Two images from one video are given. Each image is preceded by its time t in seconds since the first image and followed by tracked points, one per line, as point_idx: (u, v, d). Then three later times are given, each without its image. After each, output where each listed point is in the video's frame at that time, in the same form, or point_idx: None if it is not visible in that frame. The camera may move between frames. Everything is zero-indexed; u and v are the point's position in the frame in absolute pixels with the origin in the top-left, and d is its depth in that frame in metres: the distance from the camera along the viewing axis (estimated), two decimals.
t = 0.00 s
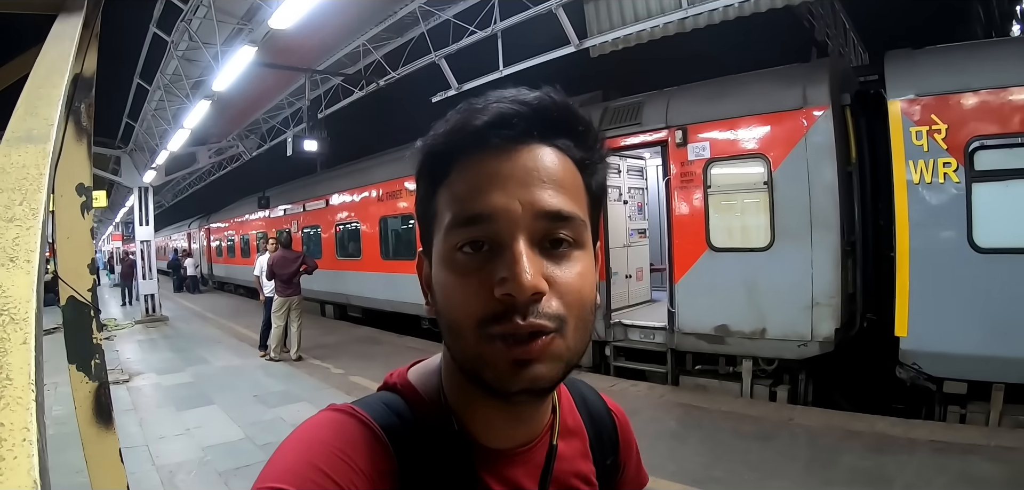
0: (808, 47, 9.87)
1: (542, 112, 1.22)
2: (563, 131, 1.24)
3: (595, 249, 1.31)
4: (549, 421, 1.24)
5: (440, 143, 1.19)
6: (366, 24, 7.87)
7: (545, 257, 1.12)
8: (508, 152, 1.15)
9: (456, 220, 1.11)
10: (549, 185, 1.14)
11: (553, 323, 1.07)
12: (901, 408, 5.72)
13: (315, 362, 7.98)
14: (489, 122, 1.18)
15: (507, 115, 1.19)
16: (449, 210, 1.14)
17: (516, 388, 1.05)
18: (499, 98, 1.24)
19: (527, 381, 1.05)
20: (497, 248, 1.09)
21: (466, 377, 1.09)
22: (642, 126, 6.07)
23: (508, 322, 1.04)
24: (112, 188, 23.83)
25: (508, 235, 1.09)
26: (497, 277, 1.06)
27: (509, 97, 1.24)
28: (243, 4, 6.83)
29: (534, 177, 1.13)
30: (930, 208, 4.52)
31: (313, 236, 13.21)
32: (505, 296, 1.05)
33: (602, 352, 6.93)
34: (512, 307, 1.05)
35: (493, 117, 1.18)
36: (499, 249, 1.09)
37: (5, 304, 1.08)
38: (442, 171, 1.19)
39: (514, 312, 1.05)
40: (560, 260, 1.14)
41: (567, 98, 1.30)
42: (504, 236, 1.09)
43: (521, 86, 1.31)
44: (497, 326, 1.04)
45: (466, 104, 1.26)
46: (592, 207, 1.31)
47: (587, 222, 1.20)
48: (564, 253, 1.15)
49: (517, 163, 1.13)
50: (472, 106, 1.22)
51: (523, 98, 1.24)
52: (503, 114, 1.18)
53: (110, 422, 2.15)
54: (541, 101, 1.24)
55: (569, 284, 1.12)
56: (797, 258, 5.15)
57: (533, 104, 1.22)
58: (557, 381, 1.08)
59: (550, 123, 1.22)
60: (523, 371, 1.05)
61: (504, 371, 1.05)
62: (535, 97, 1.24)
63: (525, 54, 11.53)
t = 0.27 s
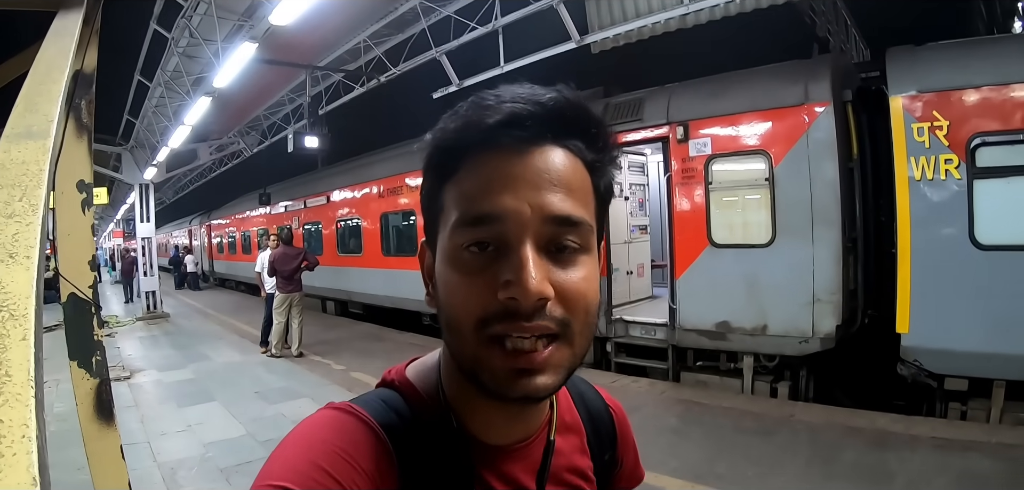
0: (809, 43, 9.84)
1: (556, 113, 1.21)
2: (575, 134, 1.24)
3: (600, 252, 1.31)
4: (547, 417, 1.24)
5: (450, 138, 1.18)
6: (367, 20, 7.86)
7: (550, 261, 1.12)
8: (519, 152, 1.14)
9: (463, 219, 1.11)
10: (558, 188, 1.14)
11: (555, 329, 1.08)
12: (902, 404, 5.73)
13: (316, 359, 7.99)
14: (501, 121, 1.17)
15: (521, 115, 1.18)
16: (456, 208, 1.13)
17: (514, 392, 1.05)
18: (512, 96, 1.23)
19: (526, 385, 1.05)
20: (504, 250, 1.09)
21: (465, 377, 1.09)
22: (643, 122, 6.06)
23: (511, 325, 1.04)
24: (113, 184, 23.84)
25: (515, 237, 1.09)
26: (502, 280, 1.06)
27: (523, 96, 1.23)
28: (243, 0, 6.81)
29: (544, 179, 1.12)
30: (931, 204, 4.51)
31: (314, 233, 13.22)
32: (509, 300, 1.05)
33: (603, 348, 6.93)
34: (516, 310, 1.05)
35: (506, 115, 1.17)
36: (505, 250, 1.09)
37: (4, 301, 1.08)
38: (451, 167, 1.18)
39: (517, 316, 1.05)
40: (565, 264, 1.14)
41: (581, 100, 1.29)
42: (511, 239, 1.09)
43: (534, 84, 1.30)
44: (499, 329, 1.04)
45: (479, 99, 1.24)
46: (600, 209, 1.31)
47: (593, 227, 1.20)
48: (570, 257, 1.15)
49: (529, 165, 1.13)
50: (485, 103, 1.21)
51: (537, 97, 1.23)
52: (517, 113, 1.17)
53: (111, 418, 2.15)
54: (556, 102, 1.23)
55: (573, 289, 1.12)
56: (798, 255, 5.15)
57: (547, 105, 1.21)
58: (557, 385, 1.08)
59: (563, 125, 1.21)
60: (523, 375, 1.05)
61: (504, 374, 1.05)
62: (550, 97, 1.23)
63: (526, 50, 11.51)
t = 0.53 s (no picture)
0: (810, 39, 9.83)
1: (559, 108, 1.21)
2: (577, 130, 1.24)
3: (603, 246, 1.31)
4: (547, 415, 1.24)
5: (454, 134, 1.18)
6: (368, 17, 7.84)
7: (554, 253, 1.12)
8: (522, 147, 1.14)
9: (467, 213, 1.11)
10: (561, 181, 1.14)
11: (560, 319, 1.07)
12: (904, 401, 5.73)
13: (318, 357, 8.01)
14: (504, 117, 1.17)
15: (523, 110, 1.18)
16: (460, 203, 1.13)
17: (518, 383, 1.04)
18: (515, 92, 1.24)
19: (531, 376, 1.05)
20: (508, 242, 1.09)
21: (468, 371, 1.09)
22: (644, 119, 6.04)
23: (514, 316, 1.04)
24: (114, 183, 23.86)
25: (519, 229, 1.09)
26: (506, 271, 1.06)
27: (524, 93, 1.24)
28: None
29: (547, 173, 1.13)
30: (933, 201, 4.50)
31: (316, 231, 13.22)
32: (513, 290, 1.04)
33: (604, 345, 6.93)
34: (520, 301, 1.04)
35: (508, 111, 1.18)
36: (509, 242, 1.09)
37: (5, 300, 1.08)
38: (454, 162, 1.18)
39: (522, 307, 1.04)
40: (569, 256, 1.13)
41: (583, 97, 1.29)
42: (515, 231, 1.09)
43: (536, 82, 1.31)
44: (503, 319, 1.04)
45: (482, 97, 1.25)
46: (602, 205, 1.31)
47: (596, 221, 1.20)
48: (573, 249, 1.15)
49: (531, 159, 1.13)
50: (487, 99, 1.21)
51: (539, 93, 1.23)
52: (520, 109, 1.18)
53: (113, 417, 2.15)
54: (558, 97, 1.23)
55: (577, 281, 1.12)
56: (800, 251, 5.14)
57: (550, 100, 1.21)
58: (561, 376, 1.08)
59: (565, 121, 1.22)
60: (528, 366, 1.04)
61: (508, 366, 1.04)
62: (552, 93, 1.23)
63: (527, 47, 11.49)
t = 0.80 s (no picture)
0: (814, 39, 9.81)
1: (564, 109, 1.21)
2: (582, 130, 1.24)
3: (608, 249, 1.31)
4: (551, 418, 1.24)
5: (458, 134, 1.18)
6: (371, 17, 7.86)
7: (558, 256, 1.12)
8: (527, 148, 1.14)
9: (470, 215, 1.11)
10: (566, 183, 1.14)
11: (564, 324, 1.07)
12: (907, 401, 5.71)
13: (321, 355, 8.03)
14: (509, 116, 1.17)
15: (528, 110, 1.18)
16: (463, 204, 1.13)
17: (522, 389, 1.04)
18: (520, 92, 1.24)
19: (535, 382, 1.05)
20: (512, 245, 1.09)
21: (471, 373, 1.09)
22: (648, 118, 6.04)
23: (519, 321, 1.04)
24: (118, 182, 23.96)
25: (523, 232, 1.09)
26: (510, 275, 1.06)
27: (530, 92, 1.23)
28: None
29: (552, 174, 1.13)
30: (936, 200, 4.48)
31: (319, 230, 13.25)
32: (517, 294, 1.05)
33: (607, 344, 6.93)
34: (524, 306, 1.05)
35: (513, 111, 1.17)
36: (513, 245, 1.09)
37: (11, 301, 1.08)
38: (458, 162, 1.18)
39: (526, 311, 1.05)
40: (573, 259, 1.14)
41: (589, 97, 1.29)
42: (519, 233, 1.09)
43: (542, 81, 1.30)
44: (507, 325, 1.04)
45: (486, 96, 1.25)
46: (606, 206, 1.31)
47: (601, 223, 1.20)
48: (578, 253, 1.15)
49: (536, 160, 1.13)
50: (492, 99, 1.21)
51: (545, 93, 1.23)
52: (525, 108, 1.18)
53: (117, 416, 2.16)
54: (564, 97, 1.23)
55: (581, 285, 1.12)
56: (803, 250, 5.14)
57: (555, 100, 1.21)
58: (565, 381, 1.08)
59: (570, 121, 1.22)
60: (532, 372, 1.04)
61: (513, 371, 1.04)
62: (557, 93, 1.23)
63: (530, 46, 11.49)
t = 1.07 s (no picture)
0: (817, 37, 9.79)
1: (573, 111, 1.21)
2: (591, 133, 1.24)
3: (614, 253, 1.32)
4: (554, 419, 1.24)
5: (464, 134, 1.18)
6: (374, 16, 7.87)
7: (565, 262, 1.12)
8: (535, 150, 1.14)
9: (477, 217, 1.11)
10: (574, 187, 1.14)
11: (569, 331, 1.07)
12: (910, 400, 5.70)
13: (323, 354, 8.04)
14: (517, 118, 1.17)
15: (537, 111, 1.18)
16: (469, 206, 1.13)
17: (527, 396, 1.05)
18: (528, 93, 1.24)
19: (540, 390, 1.05)
20: (518, 249, 1.09)
21: (474, 377, 1.09)
22: (650, 117, 6.03)
23: (524, 328, 1.04)
24: (122, 181, 24.03)
25: (529, 236, 1.09)
26: (516, 280, 1.06)
27: (538, 93, 1.23)
28: None
29: (560, 178, 1.13)
30: (939, 199, 4.47)
31: (322, 229, 13.27)
32: (524, 301, 1.04)
33: (609, 343, 6.93)
34: (530, 312, 1.05)
35: (522, 112, 1.17)
36: (519, 249, 1.09)
37: (13, 300, 1.09)
38: (464, 163, 1.18)
39: (531, 317, 1.05)
40: (580, 265, 1.14)
41: (598, 99, 1.29)
42: (526, 238, 1.09)
43: (551, 82, 1.30)
44: (513, 331, 1.04)
45: (494, 96, 1.25)
46: (614, 209, 1.31)
47: (608, 229, 1.20)
48: (585, 258, 1.15)
49: (544, 163, 1.13)
50: (500, 100, 1.21)
51: (554, 94, 1.23)
52: (534, 109, 1.18)
53: (119, 414, 2.17)
54: (573, 99, 1.23)
55: (586, 292, 1.12)
56: (806, 250, 5.12)
57: (564, 102, 1.21)
58: (570, 389, 1.08)
59: (579, 123, 1.22)
60: (537, 379, 1.04)
61: (518, 378, 1.04)
62: (567, 95, 1.23)
63: (533, 45, 11.49)
